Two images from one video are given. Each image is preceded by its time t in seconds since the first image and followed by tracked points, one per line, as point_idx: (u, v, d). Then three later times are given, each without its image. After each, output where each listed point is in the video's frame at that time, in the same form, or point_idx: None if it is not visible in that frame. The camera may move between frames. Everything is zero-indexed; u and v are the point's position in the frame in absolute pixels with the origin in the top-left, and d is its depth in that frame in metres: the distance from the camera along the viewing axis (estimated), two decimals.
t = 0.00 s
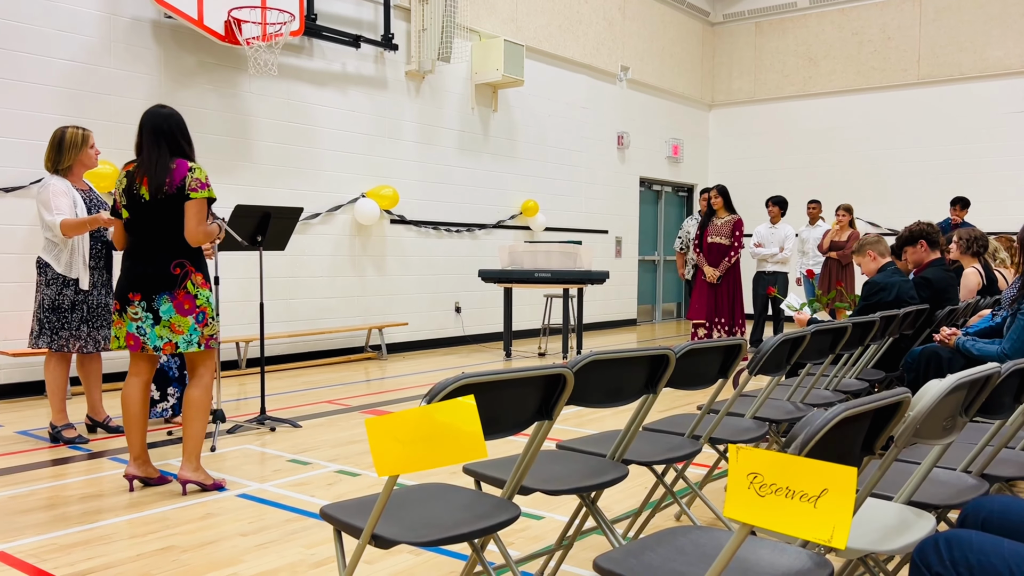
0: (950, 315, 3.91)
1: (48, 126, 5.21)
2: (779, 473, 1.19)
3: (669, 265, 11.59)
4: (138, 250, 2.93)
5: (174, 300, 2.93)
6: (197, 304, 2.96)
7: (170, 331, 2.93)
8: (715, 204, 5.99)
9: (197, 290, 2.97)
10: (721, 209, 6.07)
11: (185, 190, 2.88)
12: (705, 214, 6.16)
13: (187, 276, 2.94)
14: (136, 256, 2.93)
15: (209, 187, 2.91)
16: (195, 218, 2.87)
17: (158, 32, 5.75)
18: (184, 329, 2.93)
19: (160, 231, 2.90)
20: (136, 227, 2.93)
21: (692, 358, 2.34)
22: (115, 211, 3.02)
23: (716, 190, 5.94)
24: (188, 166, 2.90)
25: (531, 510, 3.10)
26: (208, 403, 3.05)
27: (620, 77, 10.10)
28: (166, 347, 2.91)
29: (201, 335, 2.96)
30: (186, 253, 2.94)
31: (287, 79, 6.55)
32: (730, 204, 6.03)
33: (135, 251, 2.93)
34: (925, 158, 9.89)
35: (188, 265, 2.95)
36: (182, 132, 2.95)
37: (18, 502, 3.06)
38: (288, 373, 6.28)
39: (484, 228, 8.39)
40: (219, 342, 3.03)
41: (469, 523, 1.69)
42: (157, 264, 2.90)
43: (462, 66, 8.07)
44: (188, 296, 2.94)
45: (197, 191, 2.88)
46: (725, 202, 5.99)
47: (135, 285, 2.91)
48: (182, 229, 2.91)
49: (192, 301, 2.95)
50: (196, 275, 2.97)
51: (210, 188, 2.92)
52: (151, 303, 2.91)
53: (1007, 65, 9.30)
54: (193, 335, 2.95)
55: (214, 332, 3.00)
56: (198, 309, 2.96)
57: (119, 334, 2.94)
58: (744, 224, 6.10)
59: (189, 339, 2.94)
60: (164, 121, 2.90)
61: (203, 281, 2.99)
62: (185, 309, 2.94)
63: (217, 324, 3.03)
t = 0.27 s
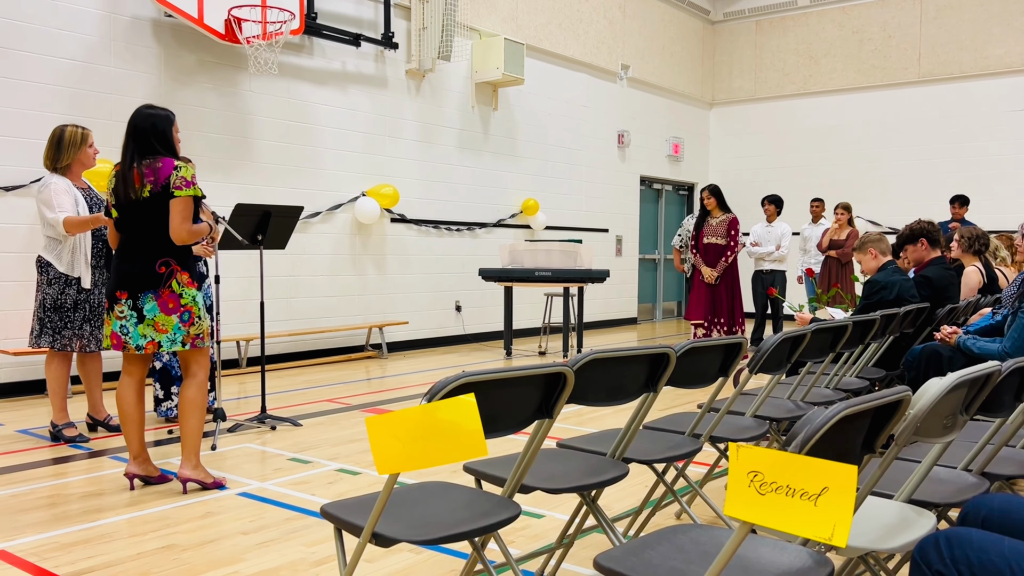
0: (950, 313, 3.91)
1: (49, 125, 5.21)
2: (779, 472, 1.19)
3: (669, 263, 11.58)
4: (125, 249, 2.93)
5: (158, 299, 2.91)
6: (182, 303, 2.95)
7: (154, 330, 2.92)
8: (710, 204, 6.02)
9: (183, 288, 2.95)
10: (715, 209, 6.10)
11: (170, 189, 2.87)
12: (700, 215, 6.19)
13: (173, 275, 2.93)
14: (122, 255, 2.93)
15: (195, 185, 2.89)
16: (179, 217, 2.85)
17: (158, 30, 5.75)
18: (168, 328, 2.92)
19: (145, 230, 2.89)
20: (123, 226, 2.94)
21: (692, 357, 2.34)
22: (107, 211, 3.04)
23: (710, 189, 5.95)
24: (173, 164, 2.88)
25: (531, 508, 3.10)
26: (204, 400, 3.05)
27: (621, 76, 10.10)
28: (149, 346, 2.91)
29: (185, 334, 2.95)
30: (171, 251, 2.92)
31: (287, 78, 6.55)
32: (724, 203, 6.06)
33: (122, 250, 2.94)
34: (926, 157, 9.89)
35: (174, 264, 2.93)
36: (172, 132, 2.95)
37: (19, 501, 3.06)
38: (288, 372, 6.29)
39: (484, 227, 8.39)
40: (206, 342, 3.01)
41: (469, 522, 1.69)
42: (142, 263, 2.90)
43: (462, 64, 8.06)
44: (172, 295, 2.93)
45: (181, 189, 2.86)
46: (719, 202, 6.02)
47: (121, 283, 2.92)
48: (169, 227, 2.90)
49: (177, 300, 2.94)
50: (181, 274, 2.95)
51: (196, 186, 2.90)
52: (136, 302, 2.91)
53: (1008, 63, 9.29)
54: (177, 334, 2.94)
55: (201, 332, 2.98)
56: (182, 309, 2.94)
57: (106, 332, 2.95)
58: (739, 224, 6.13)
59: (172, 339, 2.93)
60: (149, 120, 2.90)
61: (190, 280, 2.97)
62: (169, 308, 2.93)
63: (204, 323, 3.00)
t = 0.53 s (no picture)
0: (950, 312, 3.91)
1: (49, 125, 5.22)
2: (779, 470, 1.19)
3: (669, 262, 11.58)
4: (119, 248, 2.93)
5: (153, 298, 2.91)
6: (176, 302, 2.95)
7: (149, 328, 2.92)
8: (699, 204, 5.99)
9: (177, 287, 2.95)
10: (704, 208, 6.06)
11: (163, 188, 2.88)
12: (689, 214, 6.16)
13: (167, 274, 2.93)
14: (117, 254, 2.93)
15: (187, 184, 2.89)
16: (172, 216, 2.85)
17: (158, 30, 5.75)
18: (163, 326, 2.92)
19: (139, 229, 2.90)
20: (117, 225, 2.95)
21: (692, 356, 2.34)
22: (104, 212, 3.06)
23: (698, 189, 5.92)
24: (166, 164, 2.90)
25: (532, 507, 3.10)
26: (202, 398, 3.05)
27: (621, 75, 10.09)
28: (145, 345, 2.91)
29: (181, 333, 2.95)
30: (165, 251, 2.92)
31: (288, 77, 6.55)
32: (713, 202, 6.01)
33: (117, 249, 2.95)
34: (926, 155, 9.88)
35: (168, 263, 2.93)
36: (167, 133, 2.97)
37: (19, 500, 3.06)
38: (289, 371, 6.29)
39: (484, 226, 8.39)
40: (202, 340, 3.01)
41: (469, 520, 1.69)
42: (136, 262, 2.90)
43: (463, 63, 8.06)
44: (167, 293, 2.93)
45: (174, 189, 2.87)
46: (708, 201, 5.98)
47: (116, 282, 2.92)
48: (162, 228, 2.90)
49: (172, 298, 2.94)
50: (175, 273, 2.94)
51: (189, 186, 2.91)
52: (131, 300, 2.91)
53: (1008, 62, 9.28)
54: (172, 332, 2.94)
55: (196, 331, 2.98)
56: (177, 307, 2.94)
57: (103, 331, 2.95)
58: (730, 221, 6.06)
59: (168, 337, 2.93)
60: (144, 121, 2.92)
61: (184, 279, 2.96)
62: (164, 306, 2.93)
63: (200, 322, 3.00)
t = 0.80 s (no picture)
0: (951, 310, 3.91)
1: (50, 125, 5.22)
2: (779, 469, 1.20)
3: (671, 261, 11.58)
4: (119, 249, 2.93)
5: (153, 297, 2.92)
6: (177, 301, 2.95)
7: (150, 328, 2.92)
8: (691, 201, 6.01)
9: (177, 286, 2.95)
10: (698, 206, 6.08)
11: (162, 188, 2.89)
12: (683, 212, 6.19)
13: (167, 273, 2.93)
14: (117, 254, 2.93)
15: (186, 183, 2.90)
16: (173, 217, 2.86)
17: (159, 29, 5.75)
18: (164, 326, 2.93)
19: (139, 230, 2.90)
20: (117, 226, 2.95)
21: (693, 354, 2.35)
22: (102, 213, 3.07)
23: (691, 186, 5.96)
24: (165, 164, 2.90)
25: (533, 506, 3.11)
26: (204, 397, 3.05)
27: (622, 74, 10.09)
28: (146, 344, 2.91)
29: (182, 332, 2.96)
30: (165, 250, 2.92)
31: (289, 76, 6.55)
32: (706, 200, 6.02)
33: (117, 250, 2.95)
34: (928, 154, 9.87)
35: (168, 262, 2.93)
36: (165, 132, 2.98)
37: (21, 499, 3.07)
38: (291, 370, 6.30)
39: (485, 225, 8.39)
40: (203, 339, 3.02)
41: (469, 519, 1.70)
42: (135, 262, 2.90)
43: (464, 62, 8.06)
44: (167, 293, 2.93)
45: (174, 188, 2.87)
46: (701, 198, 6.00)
47: (117, 282, 2.92)
48: (162, 228, 2.91)
49: (172, 297, 2.94)
50: (175, 272, 2.94)
51: (188, 185, 2.92)
52: (132, 300, 2.91)
53: (1009, 60, 9.27)
54: (173, 331, 2.95)
55: (198, 329, 2.99)
56: (178, 306, 2.94)
57: (104, 332, 2.95)
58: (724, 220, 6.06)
59: (169, 336, 2.94)
60: (142, 121, 2.93)
61: (184, 278, 2.97)
62: (165, 305, 2.93)
63: (200, 321, 3.01)
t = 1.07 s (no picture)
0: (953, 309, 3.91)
1: (51, 125, 5.23)
2: (781, 467, 1.20)
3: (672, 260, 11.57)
4: (122, 250, 2.95)
5: (155, 298, 2.92)
6: (178, 301, 2.95)
7: (153, 328, 2.93)
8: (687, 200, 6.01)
9: (179, 286, 2.96)
10: (691, 205, 6.10)
11: (161, 187, 2.88)
12: (675, 210, 6.17)
13: (168, 273, 2.93)
14: (120, 255, 2.95)
15: (184, 183, 2.90)
16: (173, 217, 2.86)
17: (160, 29, 5.76)
18: (167, 325, 2.93)
19: (140, 230, 2.91)
20: (119, 227, 2.96)
21: (695, 353, 2.35)
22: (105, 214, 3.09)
23: (688, 185, 5.94)
24: (163, 164, 2.90)
25: (535, 505, 3.11)
26: (208, 398, 3.05)
27: (624, 73, 10.09)
28: (150, 344, 2.92)
29: (184, 331, 2.96)
30: (166, 250, 2.92)
31: (290, 76, 6.56)
32: (700, 198, 6.07)
33: (120, 251, 2.96)
34: (929, 153, 9.86)
35: (169, 262, 2.93)
36: (166, 133, 2.98)
37: (23, 499, 3.08)
38: (292, 370, 6.31)
39: (487, 224, 8.39)
40: (206, 338, 3.01)
41: (472, 518, 1.70)
42: (137, 263, 2.91)
43: (465, 62, 8.06)
44: (169, 293, 2.94)
45: (172, 188, 2.87)
46: (696, 197, 6.03)
47: (119, 283, 2.94)
48: (163, 227, 2.91)
49: (173, 297, 2.94)
50: (176, 271, 2.95)
51: (187, 185, 2.91)
52: (134, 301, 2.92)
53: (1011, 59, 9.26)
54: (176, 331, 2.95)
55: (202, 329, 2.99)
56: (179, 306, 2.94)
57: (110, 333, 2.97)
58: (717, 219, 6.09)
59: (171, 336, 2.94)
60: (140, 121, 2.93)
61: (185, 277, 2.97)
62: (166, 305, 2.93)
63: (203, 320, 3.00)
